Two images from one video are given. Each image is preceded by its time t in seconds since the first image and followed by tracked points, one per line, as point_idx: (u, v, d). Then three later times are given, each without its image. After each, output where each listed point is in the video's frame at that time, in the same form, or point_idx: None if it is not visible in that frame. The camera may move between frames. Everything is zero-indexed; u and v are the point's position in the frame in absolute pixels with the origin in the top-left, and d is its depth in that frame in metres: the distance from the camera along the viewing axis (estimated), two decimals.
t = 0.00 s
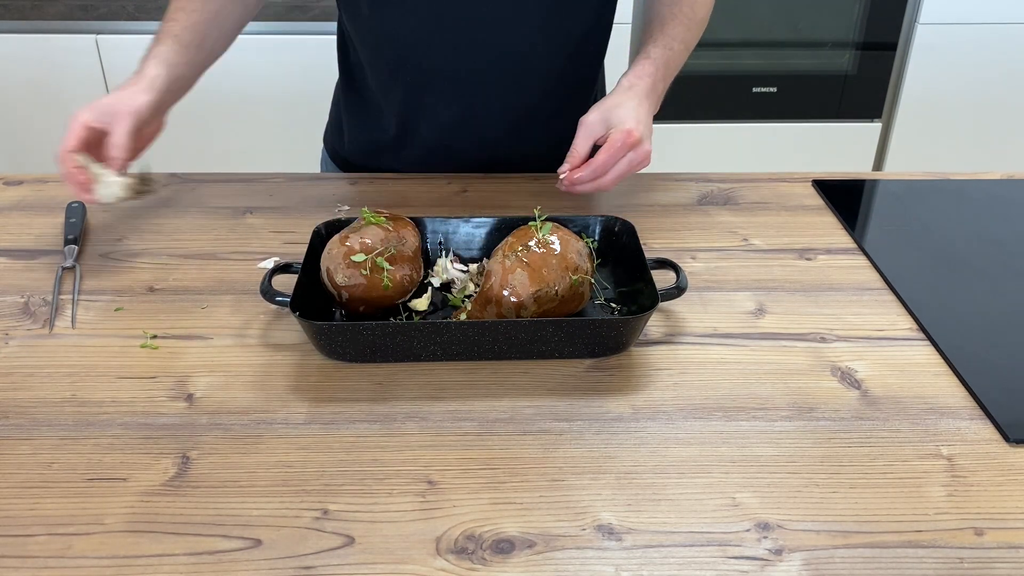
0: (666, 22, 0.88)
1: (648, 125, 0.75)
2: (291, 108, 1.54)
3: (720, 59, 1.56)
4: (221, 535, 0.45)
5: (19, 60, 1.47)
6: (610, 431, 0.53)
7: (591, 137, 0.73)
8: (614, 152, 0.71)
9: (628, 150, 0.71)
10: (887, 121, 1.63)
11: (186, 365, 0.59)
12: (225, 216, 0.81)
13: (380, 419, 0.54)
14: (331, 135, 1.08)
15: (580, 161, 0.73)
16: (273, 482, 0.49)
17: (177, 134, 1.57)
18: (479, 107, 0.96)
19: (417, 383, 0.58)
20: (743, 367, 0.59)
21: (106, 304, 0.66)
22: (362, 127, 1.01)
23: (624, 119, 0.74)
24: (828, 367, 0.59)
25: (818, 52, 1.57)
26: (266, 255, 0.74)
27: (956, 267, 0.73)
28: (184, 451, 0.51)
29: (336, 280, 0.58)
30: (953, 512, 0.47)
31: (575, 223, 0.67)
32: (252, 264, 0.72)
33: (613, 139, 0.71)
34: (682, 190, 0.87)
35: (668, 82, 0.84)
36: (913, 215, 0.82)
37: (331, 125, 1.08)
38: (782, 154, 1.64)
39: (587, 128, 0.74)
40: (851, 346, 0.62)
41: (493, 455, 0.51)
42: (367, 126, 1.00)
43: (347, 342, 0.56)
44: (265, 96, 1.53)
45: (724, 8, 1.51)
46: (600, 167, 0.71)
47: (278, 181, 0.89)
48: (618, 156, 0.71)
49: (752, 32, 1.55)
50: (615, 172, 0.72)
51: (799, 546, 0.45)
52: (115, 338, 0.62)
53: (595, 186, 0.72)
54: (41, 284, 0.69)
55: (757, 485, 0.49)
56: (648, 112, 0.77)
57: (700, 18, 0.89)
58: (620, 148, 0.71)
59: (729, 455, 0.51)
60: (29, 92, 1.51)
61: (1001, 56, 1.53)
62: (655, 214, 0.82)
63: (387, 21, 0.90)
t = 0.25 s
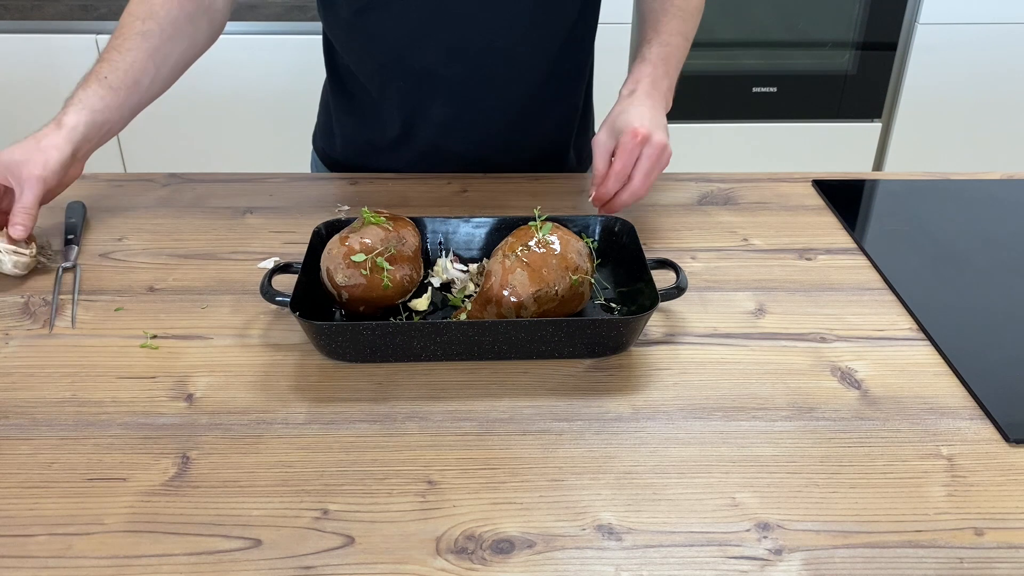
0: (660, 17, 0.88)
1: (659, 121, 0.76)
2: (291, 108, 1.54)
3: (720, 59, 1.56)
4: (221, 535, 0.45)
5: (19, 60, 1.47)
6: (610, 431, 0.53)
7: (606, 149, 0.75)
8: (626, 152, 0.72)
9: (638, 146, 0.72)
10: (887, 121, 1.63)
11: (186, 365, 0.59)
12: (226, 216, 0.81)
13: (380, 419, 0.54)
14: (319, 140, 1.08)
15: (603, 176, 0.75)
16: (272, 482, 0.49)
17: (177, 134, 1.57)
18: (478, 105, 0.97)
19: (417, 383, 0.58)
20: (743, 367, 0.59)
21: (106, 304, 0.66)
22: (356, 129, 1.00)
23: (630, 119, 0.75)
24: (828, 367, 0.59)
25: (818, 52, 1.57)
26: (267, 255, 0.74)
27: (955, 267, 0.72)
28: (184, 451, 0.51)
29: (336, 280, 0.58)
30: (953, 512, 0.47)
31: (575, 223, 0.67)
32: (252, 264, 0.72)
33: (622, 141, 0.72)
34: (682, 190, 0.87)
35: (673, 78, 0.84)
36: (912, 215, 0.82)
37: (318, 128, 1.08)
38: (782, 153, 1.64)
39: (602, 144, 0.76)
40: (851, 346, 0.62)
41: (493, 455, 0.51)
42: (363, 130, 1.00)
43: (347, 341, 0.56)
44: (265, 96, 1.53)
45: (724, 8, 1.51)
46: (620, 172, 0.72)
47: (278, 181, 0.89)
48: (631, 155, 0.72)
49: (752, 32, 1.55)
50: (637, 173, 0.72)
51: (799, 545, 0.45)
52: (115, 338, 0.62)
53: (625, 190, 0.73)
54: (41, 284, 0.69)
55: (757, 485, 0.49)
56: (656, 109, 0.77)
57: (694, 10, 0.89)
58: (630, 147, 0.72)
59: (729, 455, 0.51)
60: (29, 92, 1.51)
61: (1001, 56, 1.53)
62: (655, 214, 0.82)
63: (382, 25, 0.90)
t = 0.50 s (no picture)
0: (622, 32, 0.87)
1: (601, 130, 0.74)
2: (291, 108, 1.55)
3: (720, 59, 1.56)
4: (220, 535, 0.45)
5: (19, 60, 1.47)
6: (610, 431, 0.53)
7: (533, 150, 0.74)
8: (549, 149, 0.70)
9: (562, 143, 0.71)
10: (887, 121, 1.63)
11: (186, 365, 0.59)
12: (226, 216, 0.81)
13: (380, 419, 0.54)
14: (314, 138, 1.08)
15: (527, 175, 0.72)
16: (272, 482, 0.49)
17: (177, 134, 1.57)
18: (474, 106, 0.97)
19: (417, 383, 0.58)
20: (743, 367, 0.59)
21: (106, 304, 0.66)
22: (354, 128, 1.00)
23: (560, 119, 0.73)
24: (828, 367, 0.59)
25: (818, 52, 1.57)
26: (267, 255, 0.74)
27: (956, 267, 0.72)
28: (184, 451, 0.51)
29: (336, 280, 0.58)
30: (953, 512, 0.47)
31: (575, 223, 0.67)
32: (253, 264, 0.72)
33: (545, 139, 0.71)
34: (682, 190, 0.87)
35: (623, 90, 0.82)
36: (913, 215, 0.82)
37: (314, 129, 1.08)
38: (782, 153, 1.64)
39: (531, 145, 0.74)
40: (851, 346, 0.62)
41: (493, 455, 0.51)
42: (356, 129, 1.00)
43: (347, 341, 0.56)
44: (265, 96, 1.53)
45: (724, 8, 1.51)
46: (541, 170, 0.70)
47: (278, 181, 0.89)
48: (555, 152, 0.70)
49: (752, 32, 1.55)
50: (560, 171, 0.70)
51: (799, 545, 0.45)
52: (115, 338, 0.62)
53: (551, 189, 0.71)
54: (41, 284, 0.69)
55: (757, 485, 0.49)
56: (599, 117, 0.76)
57: (663, 28, 0.87)
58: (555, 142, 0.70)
59: (729, 455, 0.51)
60: (29, 91, 1.51)
61: (1001, 56, 1.53)
62: (655, 214, 0.82)
63: (378, 25, 0.90)
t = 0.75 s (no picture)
0: (610, 54, 0.88)
1: (566, 154, 0.76)
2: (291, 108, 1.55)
3: (720, 59, 1.56)
4: (220, 535, 0.45)
5: (19, 60, 1.47)
6: (610, 431, 0.53)
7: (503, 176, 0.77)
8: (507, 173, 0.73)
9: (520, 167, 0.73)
10: (887, 121, 1.63)
11: (186, 365, 0.59)
12: (225, 216, 0.81)
13: (380, 419, 0.54)
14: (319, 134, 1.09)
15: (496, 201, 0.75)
16: (273, 482, 0.49)
17: (177, 134, 1.57)
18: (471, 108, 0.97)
19: (417, 383, 0.58)
20: (743, 367, 0.59)
21: (106, 304, 0.66)
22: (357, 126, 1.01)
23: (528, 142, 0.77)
24: (828, 367, 0.59)
25: (817, 52, 1.58)
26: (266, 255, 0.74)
27: (956, 267, 0.72)
28: (184, 451, 0.51)
29: (336, 280, 0.58)
30: (953, 512, 0.47)
31: (575, 223, 0.67)
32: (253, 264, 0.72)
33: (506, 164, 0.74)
34: (682, 191, 0.87)
35: (600, 112, 0.82)
36: (913, 215, 0.82)
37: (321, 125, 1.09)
38: (783, 153, 1.64)
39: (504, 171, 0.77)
40: (851, 346, 0.62)
41: (493, 455, 0.51)
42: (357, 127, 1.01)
43: (346, 341, 0.56)
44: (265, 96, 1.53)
45: (724, 8, 1.51)
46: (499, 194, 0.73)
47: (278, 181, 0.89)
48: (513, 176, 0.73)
49: (752, 32, 1.55)
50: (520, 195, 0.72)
51: (799, 545, 0.45)
52: (115, 338, 0.62)
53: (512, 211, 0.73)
54: (41, 284, 0.69)
55: (757, 485, 0.49)
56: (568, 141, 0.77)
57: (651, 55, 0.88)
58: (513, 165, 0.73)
59: (729, 455, 0.51)
60: (29, 92, 1.51)
61: (1001, 56, 1.53)
62: (655, 214, 0.82)
63: (376, 26, 0.90)
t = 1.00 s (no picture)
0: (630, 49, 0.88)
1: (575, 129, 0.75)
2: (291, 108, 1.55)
3: (720, 59, 1.56)
4: (220, 535, 0.45)
5: (19, 60, 1.47)
6: (610, 431, 0.53)
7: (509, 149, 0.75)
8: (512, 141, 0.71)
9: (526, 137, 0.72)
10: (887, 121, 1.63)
11: (186, 365, 0.59)
12: (226, 216, 0.81)
13: (380, 419, 0.54)
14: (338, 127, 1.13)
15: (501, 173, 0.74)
16: (272, 482, 0.49)
17: (177, 134, 1.57)
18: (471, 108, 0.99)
19: (417, 383, 0.58)
20: (743, 367, 0.59)
21: (106, 304, 0.66)
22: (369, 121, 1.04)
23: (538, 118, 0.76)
24: (828, 367, 0.59)
25: (818, 52, 1.57)
26: (267, 255, 0.74)
27: (956, 268, 0.72)
28: (184, 451, 0.51)
29: (336, 280, 0.58)
30: (953, 512, 0.47)
31: (575, 223, 0.67)
32: (253, 264, 0.72)
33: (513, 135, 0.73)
34: (682, 191, 0.87)
35: (612, 100, 0.81)
36: (913, 215, 0.82)
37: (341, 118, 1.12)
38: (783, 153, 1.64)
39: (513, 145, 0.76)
40: (851, 346, 0.62)
41: (493, 455, 0.51)
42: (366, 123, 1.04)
43: (346, 341, 0.56)
44: (265, 96, 1.53)
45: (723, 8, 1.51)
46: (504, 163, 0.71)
47: (278, 181, 0.89)
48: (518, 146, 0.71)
49: (752, 32, 1.55)
50: (524, 162, 0.71)
51: (799, 545, 0.45)
52: (115, 338, 0.62)
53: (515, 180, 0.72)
54: (42, 284, 0.69)
55: (757, 485, 0.49)
56: (577, 121, 0.77)
57: (671, 51, 0.87)
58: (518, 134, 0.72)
59: (729, 455, 0.51)
60: (30, 92, 1.51)
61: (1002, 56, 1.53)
62: (655, 214, 0.82)
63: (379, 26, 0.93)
